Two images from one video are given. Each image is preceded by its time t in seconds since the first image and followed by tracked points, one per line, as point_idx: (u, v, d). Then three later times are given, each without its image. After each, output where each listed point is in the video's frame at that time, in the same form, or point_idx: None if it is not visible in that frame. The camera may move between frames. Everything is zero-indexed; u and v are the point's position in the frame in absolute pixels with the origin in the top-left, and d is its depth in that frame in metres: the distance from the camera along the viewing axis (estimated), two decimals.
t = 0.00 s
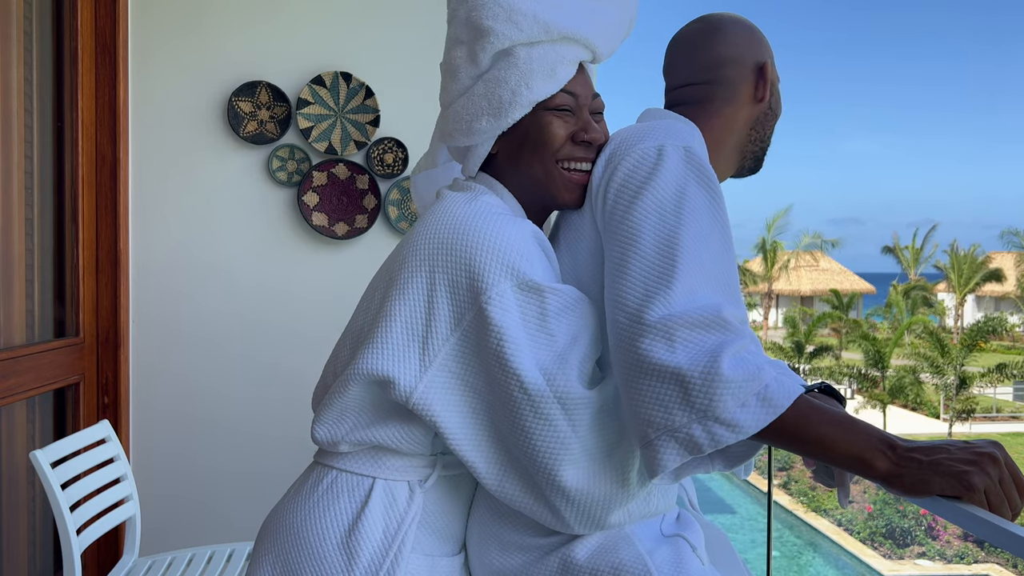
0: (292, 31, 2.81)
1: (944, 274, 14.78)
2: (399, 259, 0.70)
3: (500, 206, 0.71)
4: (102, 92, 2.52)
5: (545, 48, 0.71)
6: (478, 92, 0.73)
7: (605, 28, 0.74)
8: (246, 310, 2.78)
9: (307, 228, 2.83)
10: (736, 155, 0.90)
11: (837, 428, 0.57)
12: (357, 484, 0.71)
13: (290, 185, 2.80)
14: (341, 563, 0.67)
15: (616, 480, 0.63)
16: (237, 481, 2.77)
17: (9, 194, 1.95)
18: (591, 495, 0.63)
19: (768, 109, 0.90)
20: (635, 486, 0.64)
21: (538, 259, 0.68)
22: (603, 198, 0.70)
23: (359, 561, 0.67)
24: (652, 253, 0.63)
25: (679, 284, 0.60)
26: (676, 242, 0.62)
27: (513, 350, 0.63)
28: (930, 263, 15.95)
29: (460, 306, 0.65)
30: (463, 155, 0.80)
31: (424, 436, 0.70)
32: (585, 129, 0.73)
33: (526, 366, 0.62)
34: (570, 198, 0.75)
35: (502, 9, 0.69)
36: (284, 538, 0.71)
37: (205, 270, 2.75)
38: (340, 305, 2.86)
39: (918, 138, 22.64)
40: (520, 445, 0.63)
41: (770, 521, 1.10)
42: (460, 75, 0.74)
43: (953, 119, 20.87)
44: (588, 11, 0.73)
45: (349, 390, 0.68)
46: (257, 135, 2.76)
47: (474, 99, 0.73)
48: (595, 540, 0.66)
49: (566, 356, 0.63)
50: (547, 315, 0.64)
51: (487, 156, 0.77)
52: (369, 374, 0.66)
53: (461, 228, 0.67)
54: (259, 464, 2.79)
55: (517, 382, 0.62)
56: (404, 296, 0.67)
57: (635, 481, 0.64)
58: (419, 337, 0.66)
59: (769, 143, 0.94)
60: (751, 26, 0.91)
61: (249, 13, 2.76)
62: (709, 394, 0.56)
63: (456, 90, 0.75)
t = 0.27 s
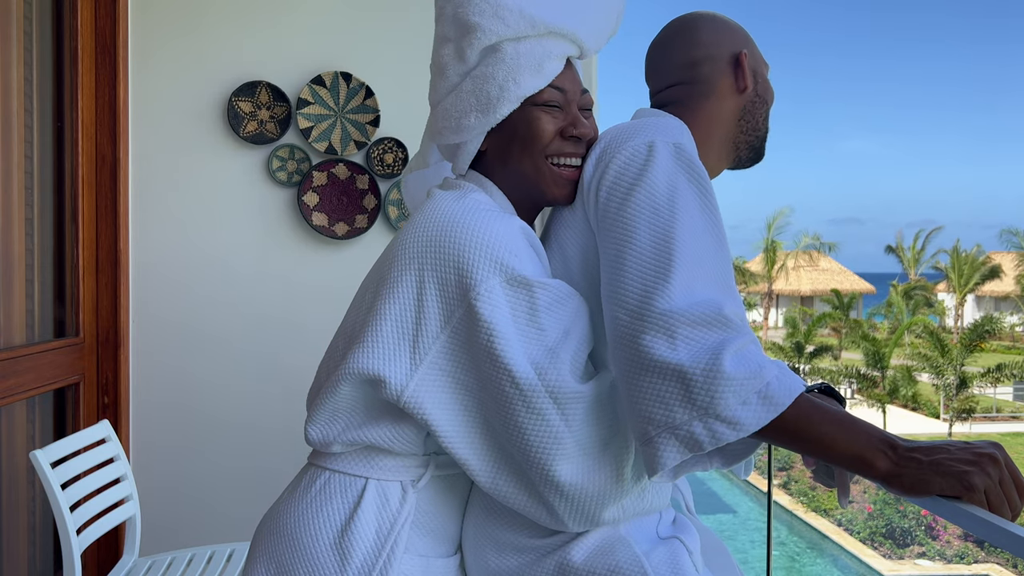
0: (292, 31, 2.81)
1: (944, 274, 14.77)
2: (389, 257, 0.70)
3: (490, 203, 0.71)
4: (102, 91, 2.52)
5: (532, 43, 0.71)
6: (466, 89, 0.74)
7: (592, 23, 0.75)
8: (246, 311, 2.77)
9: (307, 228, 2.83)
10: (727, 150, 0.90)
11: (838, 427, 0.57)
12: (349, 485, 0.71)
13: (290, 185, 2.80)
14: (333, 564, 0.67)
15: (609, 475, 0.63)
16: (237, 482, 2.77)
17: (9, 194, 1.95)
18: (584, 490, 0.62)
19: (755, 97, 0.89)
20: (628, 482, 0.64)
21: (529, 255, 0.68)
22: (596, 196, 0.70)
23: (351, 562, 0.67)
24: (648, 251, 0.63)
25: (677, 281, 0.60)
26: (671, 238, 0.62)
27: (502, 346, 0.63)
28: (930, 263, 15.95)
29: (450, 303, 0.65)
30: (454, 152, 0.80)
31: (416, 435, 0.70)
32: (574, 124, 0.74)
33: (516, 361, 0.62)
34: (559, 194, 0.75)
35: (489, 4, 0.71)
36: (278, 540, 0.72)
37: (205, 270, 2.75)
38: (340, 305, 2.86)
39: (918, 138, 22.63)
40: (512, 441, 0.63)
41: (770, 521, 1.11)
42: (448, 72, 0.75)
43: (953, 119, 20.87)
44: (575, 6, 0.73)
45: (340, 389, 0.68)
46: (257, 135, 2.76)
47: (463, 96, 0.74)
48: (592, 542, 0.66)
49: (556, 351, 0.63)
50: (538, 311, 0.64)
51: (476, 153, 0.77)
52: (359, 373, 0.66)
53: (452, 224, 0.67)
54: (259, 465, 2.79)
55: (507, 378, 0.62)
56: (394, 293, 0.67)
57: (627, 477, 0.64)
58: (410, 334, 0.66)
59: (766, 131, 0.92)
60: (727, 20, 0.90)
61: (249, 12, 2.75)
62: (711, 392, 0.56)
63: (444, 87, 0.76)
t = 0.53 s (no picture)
0: (292, 30, 2.81)
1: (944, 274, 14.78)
2: (382, 258, 0.70)
3: (483, 202, 0.71)
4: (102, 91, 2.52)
5: (527, 39, 0.72)
6: (461, 86, 0.74)
7: (584, 21, 0.75)
8: (246, 311, 2.77)
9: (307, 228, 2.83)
10: (722, 145, 0.89)
11: (840, 426, 0.57)
12: (343, 487, 0.71)
13: (290, 185, 2.80)
14: (328, 565, 0.68)
15: (602, 474, 0.63)
16: (236, 482, 2.77)
17: (8, 194, 1.95)
18: (575, 489, 0.62)
19: (744, 88, 0.88)
20: (620, 481, 0.64)
21: (521, 253, 0.68)
22: (594, 192, 0.70)
23: (346, 563, 0.67)
24: (649, 246, 0.63)
25: (680, 276, 0.60)
26: (671, 233, 0.62)
27: (493, 345, 0.63)
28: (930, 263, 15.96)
29: (441, 302, 0.65)
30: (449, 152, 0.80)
31: (409, 437, 0.70)
32: (570, 121, 0.74)
33: (506, 360, 0.62)
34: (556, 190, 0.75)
35: (482, 2, 0.71)
36: (274, 541, 0.72)
37: (204, 271, 2.74)
38: (339, 305, 2.86)
39: (918, 138, 22.64)
40: (504, 439, 0.63)
41: (770, 521, 1.11)
42: (443, 70, 0.75)
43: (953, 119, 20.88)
44: (568, 3, 0.74)
45: (333, 389, 0.68)
46: (257, 135, 2.76)
47: (458, 94, 0.74)
48: (592, 543, 0.67)
49: (548, 350, 0.63)
50: (529, 309, 0.64)
51: (472, 152, 0.77)
52: (351, 373, 0.66)
53: (443, 223, 0.67)
54: (260, 464, 2.79)
55: (497, 377, 0.63)
56: (386, 292, 0.67)
57: (619, 475, 0.64)
58: (402, 334, 0.66)
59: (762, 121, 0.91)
60: (706, 17, 0.90)
61: (249, 12, 2.75)
62: (714, 388, 0.57)
63: (438, 86, 0.76)
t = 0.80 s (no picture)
0: (292, 30, 2.81)
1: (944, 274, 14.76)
2: (376, 255, 0.70)
3: (478, 202, 0.71)
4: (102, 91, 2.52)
5: (524, 36, 0.72)
6: (458, 83, 0.74)
7: (581, 18, 0.76)
8: (246, 311, 2.77)
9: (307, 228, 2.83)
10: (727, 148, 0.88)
11: (841, 427, 0.57)
12: (345, 489, 0.71)
13: (290, 185, 2.80)
14: (330, 568, 0.68)
15: (594, 475, 0.63)
16: (236, 482, 2.77)
17: (9, 194, 1.95)
18: (565, 490, 0.62)
19: (755, 95, 0.88)
20: (612, 483, 0.64)
21: (514, 252, 0.68)
22: (592, 187, 0.70)
23: (348, 565, 0.67)
24: (649, 244, 0.62)
25: (681, 274, 0.60)
26: (671, 230, 0.62)
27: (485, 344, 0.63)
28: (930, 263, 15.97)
29: (434, 301, 0.65)
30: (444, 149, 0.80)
31: (406, 438, 0.70)
32: (566, 118, 0.74)
33: (498, 360, 0.62)
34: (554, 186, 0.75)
35: None
36: (277, 543, 0.72)
37: (204, 271, 2.74)
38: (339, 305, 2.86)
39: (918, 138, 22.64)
40: (496, 439, 0.63)
41: (770, 521, 1.11)
42: (439, 67, 0.75)
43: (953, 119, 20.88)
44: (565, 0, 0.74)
45: (327, 390, 0.68)
46: (257, 135, 2.76)
47: (454, 90, 0.74)
48: (591, 544, 0.67)
49: (541, 349, 0.63)
50: (522, 308, 0.64)
51: (468, 148, 0.77)
52: (344, 373, 0.66)
53: (436, 222, 0.67)
54: (260, 464, 2.79)
55: (489, 376, 0.63)
56: (379, 292, 0.67)
57: (611, 477, 0.64)
58: (395, 333, 0.66)
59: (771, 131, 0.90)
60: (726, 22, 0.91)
61: (249, 11, 2.75)
62: (715, 388, 0.57)
63: (434, 83, 0.76)
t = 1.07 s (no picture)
0: (292, 30, 2.81)
1: (944, 274, 14.76)
2: (376, 255, 0.70)
3: (478, 202, 0.71)
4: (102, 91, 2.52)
5: (522, 38, 0.72)
6: (456, 84, 0.74)
7: (580, 19, 0.76)
8: (246, 311, 2.77)
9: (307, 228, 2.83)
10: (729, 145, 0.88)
11: (842, 429, 0.57)
12: (347, 488, 0.71)
13: (290, 185, 2.80)
14: (333, 567, 0.68)
15: (592, 476, 0.63)
16: (236, 482, 2.77)
17: (9, 194, 1.95)
18: (565, 490, 0.62)
19: (757, 91, 0.87)
20: (610, 483, 0.64)
21: (514, 252, 0.68)
22: (591, 191, 0.70)
23: (351, 564, 0.67)
24: (645, 250, 0.62)
25: (677, 281, 0.60)
26: (668, 236, 0.62)
27: (483, 347, 0.63)
28: (930, 263, 15.97)
29: (433, 301, 0.65)
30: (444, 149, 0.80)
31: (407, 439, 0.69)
32: (565, 118, 0.74)
33: (498, 360, 0.62)
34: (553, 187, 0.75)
35: (477, 0, 0.71)
36: (280, 542, 0.72)
37: (204, 271, 2.74)
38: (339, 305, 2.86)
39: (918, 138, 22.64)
40: (495, 439, 0.63)
41: (770, 521, 1.11)
42: (437, 68, 0.75)
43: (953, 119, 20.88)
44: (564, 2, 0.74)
45: (328, 389, 0.68)
46: (257, 135, 2.76)
47: (453, 92, 0.74)
48: (592, 543, 0.66)
49: (539, 350, 0.63)
50: (521, 308, 0.64)
51: (467, 149, 0.77)
52: (342, 373, 0.66)
53: (436, 222, 0.67)
54: (260, 464, 2.79)
55: (488, 377, 0.63)
56: (379, 291, 0.67)
57: (610, 478, 0.63)
58: (394, 333, 0.66)
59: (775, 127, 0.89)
60: (730, 18, 0.91)
61: (249, 11, 2.75)
62: (712, 395, 0.57)
63: (433, 83, 0.77)
